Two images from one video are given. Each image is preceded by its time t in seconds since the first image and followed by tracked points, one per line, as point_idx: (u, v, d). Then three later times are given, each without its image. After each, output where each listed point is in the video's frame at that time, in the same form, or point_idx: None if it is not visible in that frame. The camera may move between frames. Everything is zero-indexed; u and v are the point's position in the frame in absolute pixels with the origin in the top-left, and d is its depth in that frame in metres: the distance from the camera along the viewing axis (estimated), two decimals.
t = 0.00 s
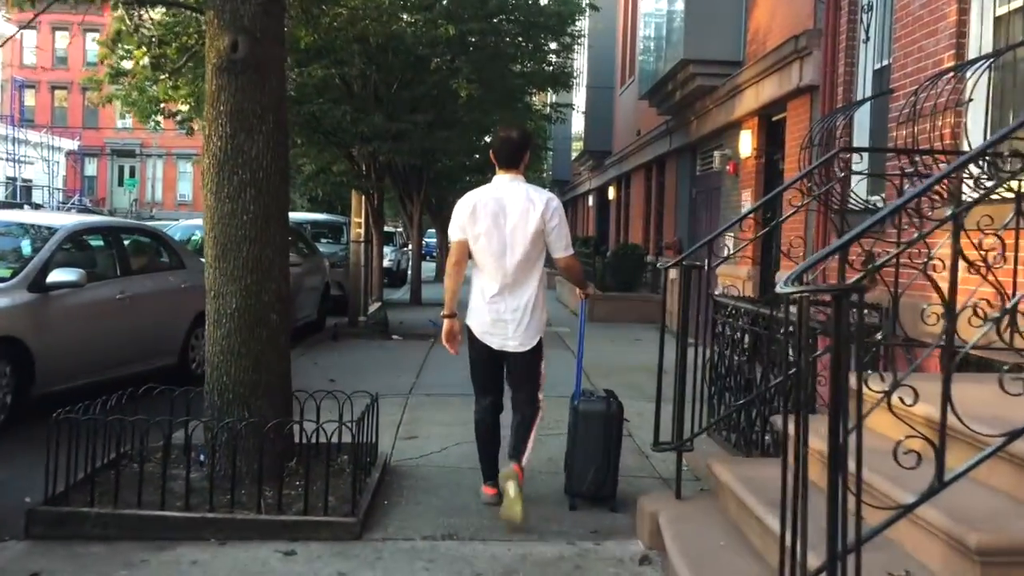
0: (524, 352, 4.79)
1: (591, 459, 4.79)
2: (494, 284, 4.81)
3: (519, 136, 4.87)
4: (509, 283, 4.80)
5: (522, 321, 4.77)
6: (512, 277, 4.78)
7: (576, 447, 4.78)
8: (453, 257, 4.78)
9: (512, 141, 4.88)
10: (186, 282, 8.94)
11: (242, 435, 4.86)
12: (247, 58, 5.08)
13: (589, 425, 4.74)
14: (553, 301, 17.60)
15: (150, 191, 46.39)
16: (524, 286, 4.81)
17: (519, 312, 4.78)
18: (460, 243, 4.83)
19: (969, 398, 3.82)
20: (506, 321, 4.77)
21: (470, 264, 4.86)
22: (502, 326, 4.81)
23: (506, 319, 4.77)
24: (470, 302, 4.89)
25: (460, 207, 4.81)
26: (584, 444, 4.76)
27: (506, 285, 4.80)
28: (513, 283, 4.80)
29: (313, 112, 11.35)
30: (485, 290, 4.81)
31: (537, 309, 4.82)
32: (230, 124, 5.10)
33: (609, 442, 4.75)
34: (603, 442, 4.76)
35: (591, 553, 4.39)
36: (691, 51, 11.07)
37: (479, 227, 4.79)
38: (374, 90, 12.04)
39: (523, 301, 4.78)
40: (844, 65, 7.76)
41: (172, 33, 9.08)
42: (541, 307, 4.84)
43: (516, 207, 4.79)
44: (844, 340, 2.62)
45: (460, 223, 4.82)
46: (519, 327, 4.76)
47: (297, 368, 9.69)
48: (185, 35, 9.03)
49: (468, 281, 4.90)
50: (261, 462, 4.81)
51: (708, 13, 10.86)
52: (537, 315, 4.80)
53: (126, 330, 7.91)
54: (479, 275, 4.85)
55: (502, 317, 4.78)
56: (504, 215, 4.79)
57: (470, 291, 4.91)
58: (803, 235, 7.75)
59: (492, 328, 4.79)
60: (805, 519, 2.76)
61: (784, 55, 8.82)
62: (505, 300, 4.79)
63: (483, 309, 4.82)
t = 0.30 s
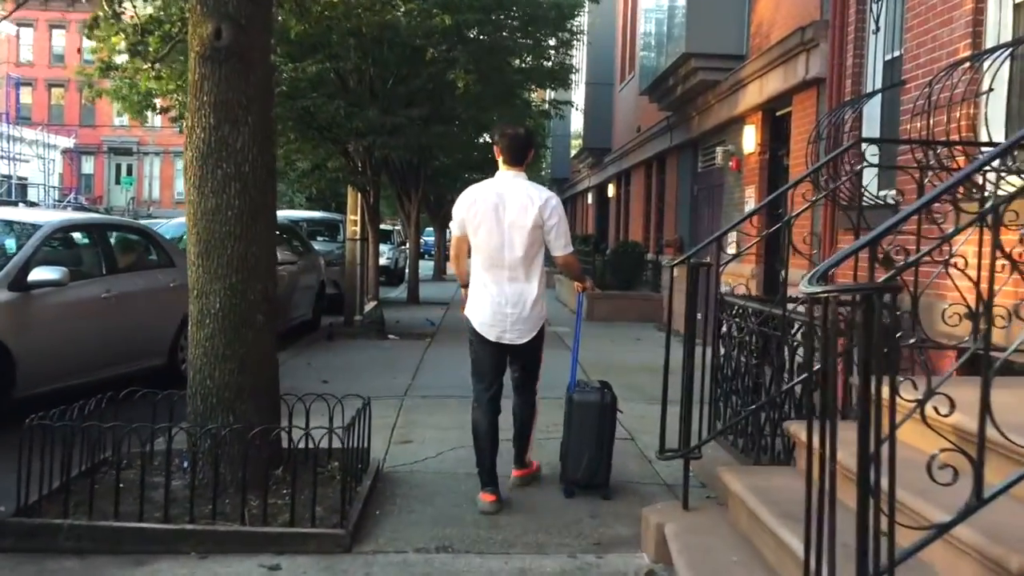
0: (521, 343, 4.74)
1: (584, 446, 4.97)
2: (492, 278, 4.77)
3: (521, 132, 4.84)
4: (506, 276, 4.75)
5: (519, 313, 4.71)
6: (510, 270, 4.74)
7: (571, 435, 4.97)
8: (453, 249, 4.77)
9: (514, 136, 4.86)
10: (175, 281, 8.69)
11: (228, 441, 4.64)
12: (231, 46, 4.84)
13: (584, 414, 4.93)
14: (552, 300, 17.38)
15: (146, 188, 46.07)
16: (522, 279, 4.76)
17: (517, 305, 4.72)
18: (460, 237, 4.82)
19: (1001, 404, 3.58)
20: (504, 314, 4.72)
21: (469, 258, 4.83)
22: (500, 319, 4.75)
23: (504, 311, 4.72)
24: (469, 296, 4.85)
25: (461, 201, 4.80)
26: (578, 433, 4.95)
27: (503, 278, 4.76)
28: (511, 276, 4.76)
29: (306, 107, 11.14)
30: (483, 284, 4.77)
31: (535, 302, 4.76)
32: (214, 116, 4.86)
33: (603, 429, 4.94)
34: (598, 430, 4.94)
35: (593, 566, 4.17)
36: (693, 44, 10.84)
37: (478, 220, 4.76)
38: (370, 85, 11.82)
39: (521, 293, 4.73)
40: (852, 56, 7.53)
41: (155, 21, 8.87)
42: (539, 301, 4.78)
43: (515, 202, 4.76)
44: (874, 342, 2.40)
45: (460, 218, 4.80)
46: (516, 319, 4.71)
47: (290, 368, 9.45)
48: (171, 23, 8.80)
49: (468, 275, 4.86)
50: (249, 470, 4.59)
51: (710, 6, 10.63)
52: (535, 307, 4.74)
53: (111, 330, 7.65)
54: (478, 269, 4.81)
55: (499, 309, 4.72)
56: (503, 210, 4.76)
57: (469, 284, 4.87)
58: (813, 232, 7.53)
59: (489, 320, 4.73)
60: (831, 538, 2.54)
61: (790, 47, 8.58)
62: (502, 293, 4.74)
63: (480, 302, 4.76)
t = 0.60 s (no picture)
0: (524, 337, 4.94)
1: (583, 439, 5.02)
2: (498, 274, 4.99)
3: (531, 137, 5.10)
4: (512, 272, 4.98)
5: (522, 307, 4.93)
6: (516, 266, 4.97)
7: (569, 427, 5.03)
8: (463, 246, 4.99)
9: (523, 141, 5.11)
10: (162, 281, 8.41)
11: (203, 452, 4.35)
12: (209, 33, 4.55)
13: (582, 408, 4.96)
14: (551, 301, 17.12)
15: (143, 188, 45.72)
16: (526, 275, 4.98)
17: (521, 299, 4.94)
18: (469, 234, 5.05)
19: None
20: (508, 308, 4.93)
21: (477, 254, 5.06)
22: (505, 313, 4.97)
23: (508, 306, 4.93)
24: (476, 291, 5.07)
25: (471, 199, 5.03)
26: (577, 426, 5.00)
27: (509, 274, 4.98)
28: (516, 272, 4.99)
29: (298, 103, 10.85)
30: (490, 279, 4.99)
31: (538, 298, 4.98)
32: (192, 107, 4.57)
33: (601, 423, 4.97)
34: (596, 423, 4.97)
35: None
36: (696, 38, 10.55)
37: (487, 217, 4.99)
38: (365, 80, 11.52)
39: (525, 288, 4.95)
40: (862, 48, 7.24)
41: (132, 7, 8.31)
42: (542, 297, 5.00)
43: (523, 202, 5.00)
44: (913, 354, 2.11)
45: (470, 215, 5.02)
46: (520, 313, 4.92)
47: (280, 371, 9.15)
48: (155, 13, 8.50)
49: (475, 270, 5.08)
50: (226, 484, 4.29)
51: None
52: (538, 303, 4.96)
53: (94, 333, 7.37)
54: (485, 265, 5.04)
55: (504, 303, 4.94)
56: (511, 209, 5.00)
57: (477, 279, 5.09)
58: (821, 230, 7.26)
59: (494, 313, 4.95)
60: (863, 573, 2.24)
61: (797, 40, 8.30)
62: (507, 287, 4.96)
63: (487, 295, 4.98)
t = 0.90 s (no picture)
0: (532, 338, 4.90)
1: (584, 431, 5.20)
2: (505, 274, 4.94)
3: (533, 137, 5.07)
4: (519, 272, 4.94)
5: (530, 308, 4.90)
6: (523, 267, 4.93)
7: (570, 419, 5.21)
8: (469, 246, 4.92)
9: (526, 141, 5.08)
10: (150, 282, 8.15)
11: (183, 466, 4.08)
12: (190, 21, 4.29)
13: (583, 401, 5.14)
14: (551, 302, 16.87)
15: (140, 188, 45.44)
16: (534, 275, 4.95)
17: (528, 300, 4.91)
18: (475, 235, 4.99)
19: None
20: (516, 309, 4.90)
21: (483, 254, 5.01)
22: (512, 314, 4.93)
23: (516, 307, 4.90)
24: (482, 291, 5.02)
25: (476, 200, 4.98)
26: (578, 419, 5.18)
27: (517, 275, 4.94)
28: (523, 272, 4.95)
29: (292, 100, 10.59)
30: (496, 280, 4.94)
31: (546, 298, 4.95)
32: (172, 99, 4.32)
33: (601, 417, 5.15)
34: (596, 417, 5.15)
35: None
36: (700, 34, 10.30)
37: (493, 218, 4.95)
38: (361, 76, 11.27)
39: (532, 288, 4.92)
40: (874, 41, 6.99)
41: None
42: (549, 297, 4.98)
43: (528, 202, 4.96)
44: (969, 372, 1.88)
45: (475, 216, 4.98)
46: (528, 314, 4.88)
47: (273, 375, 8.90)
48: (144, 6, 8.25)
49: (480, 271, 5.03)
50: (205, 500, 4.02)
51: None
52: (545, 303, 4.93)
53: (78, 336, 7.11)
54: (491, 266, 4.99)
55: (512, 304, 4.91)
56: (517, 209, 4.96)
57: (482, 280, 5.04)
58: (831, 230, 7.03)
59: (503, 314, 4.91)
60: None
61: (805, 34, 8.05)
62: (514, 288, 4.92)
63: (494, 296, 4.94)
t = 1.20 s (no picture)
0: (533, 329, 4.83)
1: (591, 429, 5.19)
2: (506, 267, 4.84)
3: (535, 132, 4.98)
4: (521, 265, 4.83)
5: (532, 301, 4.81)
6: (525, 259, 4.82)
7: (577, 417, 5.20)
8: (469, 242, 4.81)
9: (526, 136, 4.98)
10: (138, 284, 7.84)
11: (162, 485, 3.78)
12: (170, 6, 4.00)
13: (591, 398, 5.15)
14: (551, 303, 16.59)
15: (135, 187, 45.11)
16: (536, 268, 4.84)
17: (530, 293, 4.81)
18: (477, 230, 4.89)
19: None
20: (518, 302, 4.80)
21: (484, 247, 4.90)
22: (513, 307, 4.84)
23: (518, 300, 4.81)
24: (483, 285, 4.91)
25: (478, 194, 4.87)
26: (584, 416, 5.18)
27: (518, 267, 4.83)
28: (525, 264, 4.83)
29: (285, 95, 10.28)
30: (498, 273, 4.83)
31: (547, 291, 4.85)
32: (152, 90, 4.03)
33: (608, 414, 5.15)
34: (603, 414, 5.15)
35: None
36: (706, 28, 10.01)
37: (494, 212, 4.84)
38: (357, 72, 11.01)
39: (534, 281, 4.82)
40: (891, 34, 6.70)
41: None
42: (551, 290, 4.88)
43: (530, 194, 4.85)
44: None
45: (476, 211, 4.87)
46: (529, 306, 4.80)
47: (265, 380, 8.60)
48: None
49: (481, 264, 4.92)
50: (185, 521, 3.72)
51: None
52: (546, 296, 4.84)
53: (60, 339, 6.79)
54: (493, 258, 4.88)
55: (514, 297, 4.81)
56: (518, 202, 4.85)
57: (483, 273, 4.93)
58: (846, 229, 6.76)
59: (504, 307, 4.81)
60: None
61: (817, 28, 7.77)
62: (517, 280, 4.81)
63: (495, 288, 4.83)
